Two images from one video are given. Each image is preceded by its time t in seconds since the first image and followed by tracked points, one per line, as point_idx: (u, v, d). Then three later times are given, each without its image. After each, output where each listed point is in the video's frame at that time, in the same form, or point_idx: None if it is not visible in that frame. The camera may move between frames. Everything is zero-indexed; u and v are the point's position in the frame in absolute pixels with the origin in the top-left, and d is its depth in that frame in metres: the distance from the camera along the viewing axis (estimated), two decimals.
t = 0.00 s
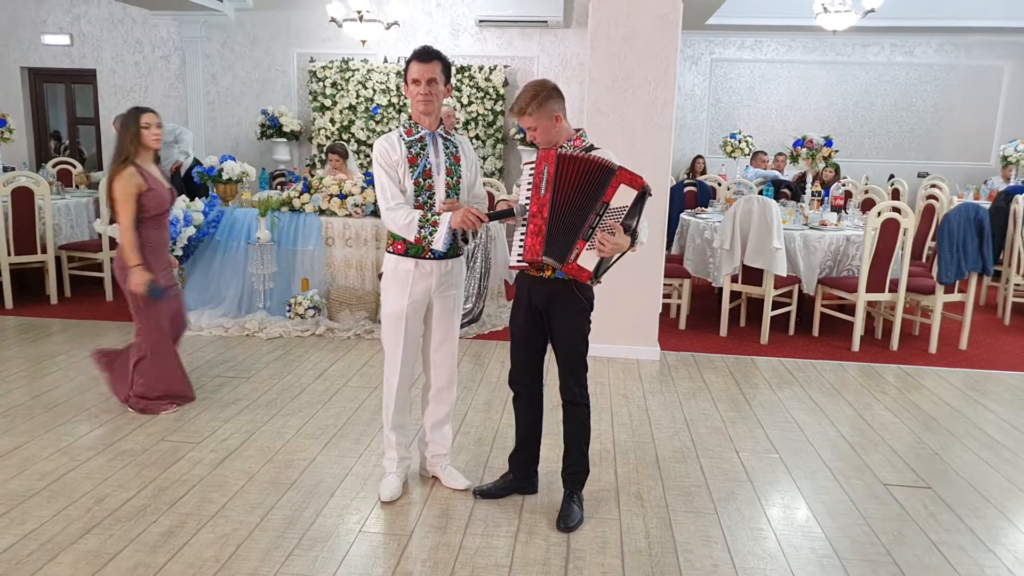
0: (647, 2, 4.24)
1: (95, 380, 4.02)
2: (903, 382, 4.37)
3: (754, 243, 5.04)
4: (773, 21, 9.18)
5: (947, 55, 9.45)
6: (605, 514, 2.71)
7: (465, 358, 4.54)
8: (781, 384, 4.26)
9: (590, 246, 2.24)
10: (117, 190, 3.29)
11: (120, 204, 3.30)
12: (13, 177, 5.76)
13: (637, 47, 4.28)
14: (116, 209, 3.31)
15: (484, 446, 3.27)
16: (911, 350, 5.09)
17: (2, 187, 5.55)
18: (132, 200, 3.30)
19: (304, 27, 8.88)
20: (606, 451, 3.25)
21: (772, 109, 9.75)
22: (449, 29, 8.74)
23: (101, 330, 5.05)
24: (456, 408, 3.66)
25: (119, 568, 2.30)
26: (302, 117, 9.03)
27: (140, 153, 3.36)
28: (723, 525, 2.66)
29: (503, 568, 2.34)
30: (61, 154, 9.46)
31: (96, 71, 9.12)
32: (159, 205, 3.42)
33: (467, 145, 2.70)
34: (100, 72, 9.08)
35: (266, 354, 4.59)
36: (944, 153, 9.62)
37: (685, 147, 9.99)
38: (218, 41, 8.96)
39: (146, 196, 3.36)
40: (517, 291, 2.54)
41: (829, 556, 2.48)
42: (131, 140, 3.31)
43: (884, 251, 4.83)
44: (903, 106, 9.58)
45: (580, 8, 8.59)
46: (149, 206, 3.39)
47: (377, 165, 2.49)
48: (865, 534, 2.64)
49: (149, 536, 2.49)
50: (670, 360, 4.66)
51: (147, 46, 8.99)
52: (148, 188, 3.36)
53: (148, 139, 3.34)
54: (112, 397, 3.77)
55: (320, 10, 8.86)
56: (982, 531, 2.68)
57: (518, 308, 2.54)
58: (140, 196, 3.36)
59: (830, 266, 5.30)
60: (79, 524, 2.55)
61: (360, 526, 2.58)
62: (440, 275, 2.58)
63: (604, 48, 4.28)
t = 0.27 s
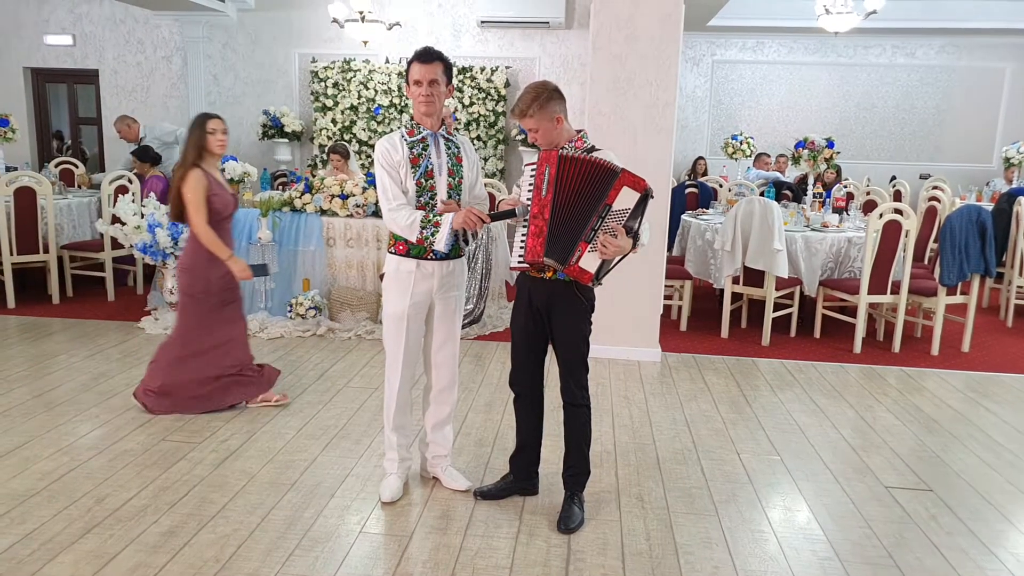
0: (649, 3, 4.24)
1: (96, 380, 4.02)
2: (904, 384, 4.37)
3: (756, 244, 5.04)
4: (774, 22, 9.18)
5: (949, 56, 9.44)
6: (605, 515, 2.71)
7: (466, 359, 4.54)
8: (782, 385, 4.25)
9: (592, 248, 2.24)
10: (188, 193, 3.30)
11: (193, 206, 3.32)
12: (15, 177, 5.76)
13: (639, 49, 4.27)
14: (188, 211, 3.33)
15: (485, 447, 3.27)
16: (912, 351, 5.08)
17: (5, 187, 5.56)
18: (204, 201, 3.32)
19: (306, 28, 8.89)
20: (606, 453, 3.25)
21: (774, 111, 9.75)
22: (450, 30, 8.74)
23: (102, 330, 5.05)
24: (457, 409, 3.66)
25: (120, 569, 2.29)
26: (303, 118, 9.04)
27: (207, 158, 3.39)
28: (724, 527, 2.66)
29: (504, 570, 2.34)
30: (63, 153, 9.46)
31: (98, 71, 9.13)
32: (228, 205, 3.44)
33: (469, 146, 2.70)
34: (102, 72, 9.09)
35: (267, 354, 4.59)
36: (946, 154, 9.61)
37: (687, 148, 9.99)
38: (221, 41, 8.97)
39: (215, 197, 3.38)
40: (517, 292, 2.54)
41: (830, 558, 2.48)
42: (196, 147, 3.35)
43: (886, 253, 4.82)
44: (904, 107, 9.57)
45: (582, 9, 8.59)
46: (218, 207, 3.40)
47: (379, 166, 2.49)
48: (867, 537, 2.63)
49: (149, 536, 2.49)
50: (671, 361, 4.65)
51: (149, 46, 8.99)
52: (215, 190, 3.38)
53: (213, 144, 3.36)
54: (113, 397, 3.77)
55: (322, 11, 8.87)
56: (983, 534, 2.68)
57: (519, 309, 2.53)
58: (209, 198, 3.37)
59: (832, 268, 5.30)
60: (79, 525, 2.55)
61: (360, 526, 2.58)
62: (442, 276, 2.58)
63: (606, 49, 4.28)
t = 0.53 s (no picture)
0: (653, 2, 4.23)
1: (103, 381, 4.03)
2: (911, 383, 4.35)
3: (761, 243, 5.02)
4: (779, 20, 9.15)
5: (955, 54, 9.40)
6: (610, 515, 2.70)
7: (470, 359, 4.54)
8: (788, 385, 4.24)
9: (598, 250, 2.23)
10: (253, 192, 3.32)
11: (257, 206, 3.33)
12: (21, 179, 5.78)
13: (643, 48, 4.27)
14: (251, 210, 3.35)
15: (490, 447, 3.27)
16: (919, 350, 5.06)
17: (11, 188, 5.58)
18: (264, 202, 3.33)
19: (309, 28, 8.90)
20: (611, 453, 3.24)
21: (779, 109, 9.72)
22: (454, 30, 8.74)
23: (108, 331, 5.07)
24: (462, 410, 3.66)
25: (126, 568, 2.30)
26: (307, 118, 9.05)
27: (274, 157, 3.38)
28: (729, 527, 2.65)
29: (509, 570, 2.34)
30: (69, 155, 9.49)
31: (103, 73, 9.16)
32: (290, 207, 3.43)
33: (472, 146, 2.70)
34: (108, 73, 9.12)
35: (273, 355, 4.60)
36: (952, 152, 9.56)
37: (691, 147, 9.96)
38: (225, 43, 8.99)
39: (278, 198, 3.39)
40: (521, 292, 2.53)
41: (836, 558, 2.47)
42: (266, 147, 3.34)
43: (892, 251, 4.81)
44: (910, 105, 9.53)
45: (585, 8, 8.57)
46: (281, 208, 3.41)
47: (383, 167, 2.49)
48: (873, 537, 2.62)
49: (156, 536, 2.49)
50: (676, 361, 4.65)
51: (154, 47, 9.01)
52: (282, 190, 3.39)
53: (281, 142, 3.36)
54: (119, 398, 3.78)
55: (326, 11, 8.88)
56: (990, 534, 2.67)
57: (523, 309, 2.53)
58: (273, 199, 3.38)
59: (838, 267, 5.28)
60: (86, 525, 2.56)
61: (366, 526, 2.58)
62: (446, 277, 2.58)
63: (610, 48, 4.27)
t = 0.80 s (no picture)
0: (656, 1, 4.23)
1: (106, 380, 4.04)
2: (914, 383, 4.34)
3: (764, 243, 5.02)
4: (782, 20, 9.14)
5: (959, 53, 9.38)
6: (613, 515, 2.70)
7: (473, 358, 4.54)
8: (791, 385, 4.24)
9: (601, 251, 2.23)
10: (319, 194, 3.30)
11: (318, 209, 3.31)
12: (25, 177, 5.79)
13: (646, 48, 4.26)
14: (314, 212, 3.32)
15: (492, 446, 3.27)
16: (922, 351, 5.05)
17: (14, 187, 5.58)
18: (327, 206, 3.31)
19: (312, 28, 8.91)
20: (614, 452, 3.24)
21: (782, 109, 9.71)
22: (457, 30, 8.74)
23: (112, 330, 5.08)
24: (464, 409, 3.66)
25: (130, 567, 2.30)
26: (311, 117, 9.06)
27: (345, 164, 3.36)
28: (732, 527, 2.65)
29: (512, 569, 2.34)
30: (72, 154, 9.51)
31: (106, 72, 9.17)
32: (354, 216, 3.40)
33: (476, 145, 2.69)
34: (111, 72, 9.14)
35: (275, 354, 4.60)
36: (956, 152, 9.55)
37: (694, 147, 9.95)
38: (228, 42, 9.00)
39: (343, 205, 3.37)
40: (524, 292, 2.53)
41: (839, 558, 2.46)
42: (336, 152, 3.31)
43: (895, 251, 4.80)
44: (914, 105, 9.51)
45: (588, 8, 8.57)
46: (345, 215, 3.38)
47: (385, 166, 2.49)
48: (876, 537, 2.62)
49: (159, 534, 2.49)
50: (679, 360, 4.64)
51: (157, 46, 9.02)
52: (347, 198, 3.38)
53: (349, 148, 3.34)
54: (122, 396, 3.79)
55: (329, 11, 8.88)
56: (992, 534, 2.66)
57: (525, 308, 2.52)
58: (338, 204, 3.37)
59: (841, 267, 5.28)
60: (89, 523, 2.56)
61: (368, 525, 2.59)
62: (450, 277, 2.58)
63: (612, 48, 4.27)
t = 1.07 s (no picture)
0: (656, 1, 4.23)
1: (107, 380, 4.04)
2: (914, 382, 4.34)
3: (764, 242, 5.02)
4: (783, 19, 9.13)
5: (960, 52, 9.37)
6: (614, 514, 2.70)
7: (474, 358, 4.54)
8: (792, 384, 4.24)
9: (604, 251, 2.23)
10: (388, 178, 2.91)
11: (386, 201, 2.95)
12: (25, 178, 5.79)
13: (646, 47, 4.26)
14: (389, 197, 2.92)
15: (494, 446, 3.27)
16: (922, 349, 5.05)
17: (15, 187, 5.58)
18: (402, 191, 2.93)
19: (312, 27, 8.91)
20: (615, 451, 3.24)
21: (783, 108, 9.71)
22: (457, 30, 8.74)
23: (112, 330, 5.08)
24: (466, 409, 3.66)
25: (132, 567, 2.30)
26: (311, 117, 9.05)
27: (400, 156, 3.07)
28: (733, 525, 2.65)
29: (513, 568, 2.34)
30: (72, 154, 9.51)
31: (107, 72, 9.17)
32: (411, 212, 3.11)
33: (476, 145, 2.69)
34: (111, 72, 9.14)
35: (276, 353, 4.60)
36: (956, 151, 9.55)
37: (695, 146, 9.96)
38: (229, 42, 9.00)
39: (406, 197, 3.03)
40: (525, 291, 2.53)
41: (840, 557, 2.47)
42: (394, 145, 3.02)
43: (896, 250, 4.80)
44: (914, 104, 9.50)
45: (588, 7, 8.56)
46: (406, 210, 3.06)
47: (386, 166, 2.50)
48: (877, 535, 2.62)
49: (161, 534, 2.50)
50: (680, 359, 4.64)
51: (158, 46, 9.03)
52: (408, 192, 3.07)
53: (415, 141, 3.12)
54: (124, 397, 3.79)
55: (329, 10, 8.88)
56: (993, 532, 2.66)
57: (526, 308, 2.52)
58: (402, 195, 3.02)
59: (841, 266, 5.28)
60: (91, 523, 2.57)
61: (370, 525, 2.59)
62: (450, 276, 2.58)
63: (613, 47, 4.27)
